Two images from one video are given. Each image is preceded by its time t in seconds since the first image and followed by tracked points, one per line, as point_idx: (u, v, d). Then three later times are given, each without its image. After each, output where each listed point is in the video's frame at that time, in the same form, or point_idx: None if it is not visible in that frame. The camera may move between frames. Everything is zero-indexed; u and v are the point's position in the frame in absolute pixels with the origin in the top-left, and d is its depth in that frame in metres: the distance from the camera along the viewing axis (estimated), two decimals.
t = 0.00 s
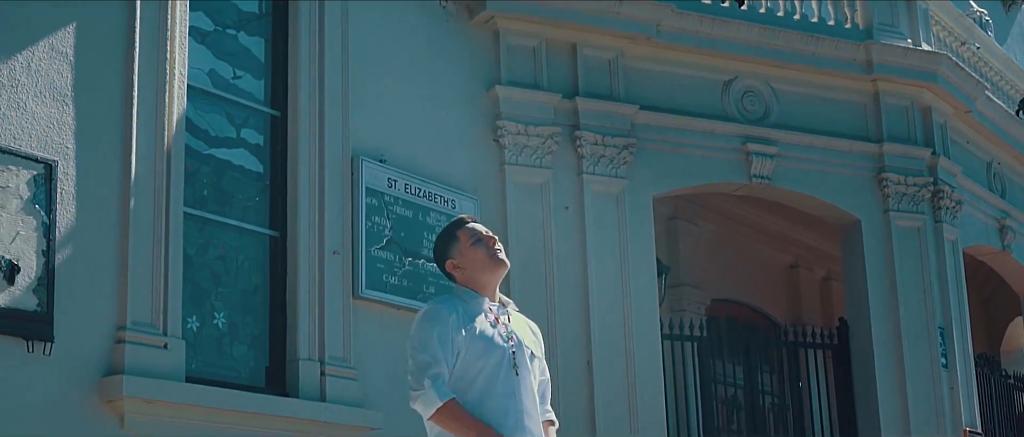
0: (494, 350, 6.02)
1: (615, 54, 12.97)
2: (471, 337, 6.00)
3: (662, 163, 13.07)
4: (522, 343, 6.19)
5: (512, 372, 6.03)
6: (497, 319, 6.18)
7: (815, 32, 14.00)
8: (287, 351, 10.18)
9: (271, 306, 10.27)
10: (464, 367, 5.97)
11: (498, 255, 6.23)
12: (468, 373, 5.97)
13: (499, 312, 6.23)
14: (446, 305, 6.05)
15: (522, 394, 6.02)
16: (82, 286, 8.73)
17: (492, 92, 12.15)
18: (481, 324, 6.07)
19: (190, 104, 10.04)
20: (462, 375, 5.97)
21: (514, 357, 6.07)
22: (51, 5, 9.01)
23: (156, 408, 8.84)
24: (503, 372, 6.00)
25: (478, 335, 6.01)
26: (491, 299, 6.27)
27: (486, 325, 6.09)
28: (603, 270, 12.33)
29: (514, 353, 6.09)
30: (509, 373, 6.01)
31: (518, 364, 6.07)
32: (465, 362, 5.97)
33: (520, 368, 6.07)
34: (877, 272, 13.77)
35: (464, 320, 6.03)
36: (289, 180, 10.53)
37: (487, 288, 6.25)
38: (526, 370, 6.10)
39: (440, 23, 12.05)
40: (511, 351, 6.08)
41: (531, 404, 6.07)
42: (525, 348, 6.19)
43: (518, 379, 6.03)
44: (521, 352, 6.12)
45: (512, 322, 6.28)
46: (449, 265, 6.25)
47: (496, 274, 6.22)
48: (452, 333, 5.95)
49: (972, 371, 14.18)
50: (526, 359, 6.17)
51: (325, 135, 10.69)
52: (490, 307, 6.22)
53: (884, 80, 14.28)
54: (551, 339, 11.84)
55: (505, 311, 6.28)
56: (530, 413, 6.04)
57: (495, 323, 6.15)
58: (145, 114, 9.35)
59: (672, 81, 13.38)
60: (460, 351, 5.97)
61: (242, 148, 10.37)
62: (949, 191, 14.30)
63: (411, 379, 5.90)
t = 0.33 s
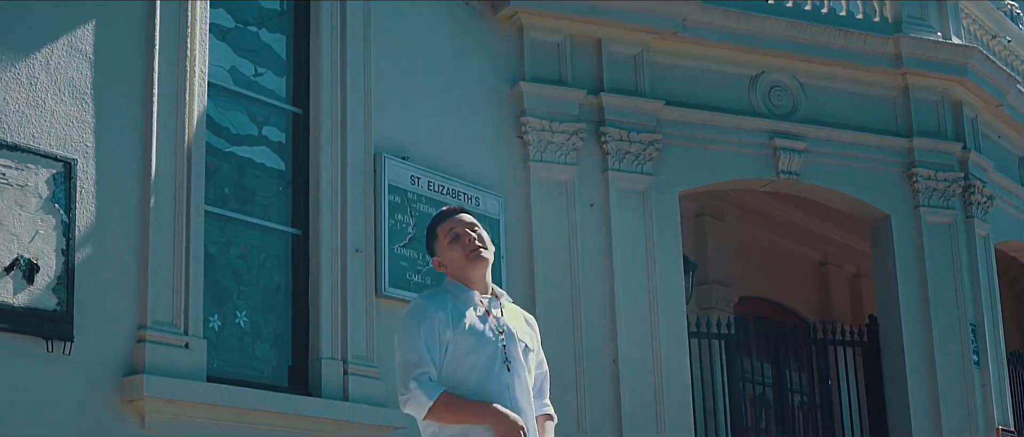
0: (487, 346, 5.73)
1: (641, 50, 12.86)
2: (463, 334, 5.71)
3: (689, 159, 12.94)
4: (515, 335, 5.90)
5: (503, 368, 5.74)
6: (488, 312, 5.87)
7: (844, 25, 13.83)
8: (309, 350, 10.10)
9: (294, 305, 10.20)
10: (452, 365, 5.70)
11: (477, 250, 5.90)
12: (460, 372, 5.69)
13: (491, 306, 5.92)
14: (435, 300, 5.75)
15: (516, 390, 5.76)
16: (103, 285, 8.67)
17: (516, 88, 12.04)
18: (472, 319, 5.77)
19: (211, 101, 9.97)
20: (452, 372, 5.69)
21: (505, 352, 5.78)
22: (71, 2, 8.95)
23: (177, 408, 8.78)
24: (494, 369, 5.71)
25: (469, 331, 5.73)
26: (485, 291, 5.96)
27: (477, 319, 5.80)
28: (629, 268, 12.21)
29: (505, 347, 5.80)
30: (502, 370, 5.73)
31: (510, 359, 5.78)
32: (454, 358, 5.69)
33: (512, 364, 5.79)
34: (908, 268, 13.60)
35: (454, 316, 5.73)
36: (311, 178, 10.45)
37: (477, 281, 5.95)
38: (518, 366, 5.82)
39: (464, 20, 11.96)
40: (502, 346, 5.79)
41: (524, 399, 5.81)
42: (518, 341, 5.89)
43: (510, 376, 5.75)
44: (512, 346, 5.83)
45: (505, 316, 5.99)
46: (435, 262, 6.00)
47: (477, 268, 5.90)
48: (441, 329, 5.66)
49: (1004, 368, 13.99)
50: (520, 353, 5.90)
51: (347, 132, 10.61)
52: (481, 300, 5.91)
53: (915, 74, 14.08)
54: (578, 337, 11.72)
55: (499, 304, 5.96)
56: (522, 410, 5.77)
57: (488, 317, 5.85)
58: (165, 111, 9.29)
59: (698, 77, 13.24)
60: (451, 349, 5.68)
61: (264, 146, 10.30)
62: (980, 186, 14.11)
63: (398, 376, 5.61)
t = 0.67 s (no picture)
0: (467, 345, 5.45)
1: (663, 44, 12.74)
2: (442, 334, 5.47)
3: (712, 154, 12.83)
4: (509, 328, 5.54)
5: (485, 368, 5.42)
6: (478, 308, 5.57)
7: (869, 19, 13.67)
8: (329, 347, 10.05)
9: (313, 303, 10.14)
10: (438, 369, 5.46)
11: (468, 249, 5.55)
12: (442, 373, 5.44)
13: (484, 301, 5.60)
14: (418, 304, 5.56)
15: (502, 390, 5.40)
16: (121, 282, 8.63)
17: (537, 84, 11.96)
18: (455, 318, 5.52)
19: (230, 97, 9.92)
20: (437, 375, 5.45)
21: (490, 350, 5.45)
22: None
23: (195, 406, 8.73)
24: (475, 371, 5.41)
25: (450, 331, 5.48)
26: (481, 288, 5.63)
27: (463, 317, 5.53)
28: (651, 264, 12.11)
29: (491, 344, 5.46)
30: (483, 371, 5.42)
31: (494, 356, 5.44)
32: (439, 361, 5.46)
33: (498, 361, 5.44)
34: (934, 264, 13.45)
35: (436, 317, 5.51)
36: (330, 175, 10.39)
37: (472, 279, 5.61)
38: (508, 362, 5.46)
39: (484, 14, 11.89)
40: (486, 343, 5.47)
41: (517, 396, 5.44)
42: (512, 334, 5.53)
43: (492, 375, 5.41)
44: (501, 341, 5.48)
45: (503, 308, 5.61)
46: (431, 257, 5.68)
47: (469, 266, 5.55)
48: (421, 333, 5.47)
49: None
50: (514, 346, 5.50)
51: (366, 128, 10.55)
52: (473, 297, 5.59)
53: (941, 67, 13.91)
54: (599, 334, 11.64)
55: (495, 298, 5.62)
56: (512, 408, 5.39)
57: (476, 312, 5.56)
58: (182, 107, 9.24)
59: (721, 71, 13.11)
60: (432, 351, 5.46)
61: (283, 142, 10.24)
62: (1008, 181, 13.92)
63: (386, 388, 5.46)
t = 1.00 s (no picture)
0: (467, 342, 5.60)
1: (679, 38, 12.64)
2: (444, 333, 5.66)
3: (728, 149, 12.71)
4: (512, 322, 5.62)
5: (484, 364, 5.58)
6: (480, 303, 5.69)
7: (887, 12, 13.53)
8: (342, 345, 9.97)
9: (326, 300, 10.07)
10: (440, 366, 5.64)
11: (476, 239, 5.73)
12: (445, 372, 5.63)
13: (487, 295, 5.71)
14: (423, 303, 5.77)
15: (500, 389, 5.54)
16: (131, 279, 8.57)
17: (551, 79, 11.86)
18: (457, 315, 5.69)
19: (241, 93, 9.85)
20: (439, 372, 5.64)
21: (489, 346, 5.58)
22: None
23: (207, 403, 8.66)
24: (474, 367, 5.58)
25: (450, 329, 5.65)
26: (486, 281, 5.77)
27: (463, 314, 5.69)
28: (667, 260, 12.01)
29: (490, 340, 5.59)
30: (482, 370, 5.57)
31: (494, 352, 5.57)
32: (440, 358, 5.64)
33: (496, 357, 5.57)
34: (954, 259, 13.30)
35: (436, 316, 5.71)
36: (343, 171, 10.31)
37: (478, 270, 5.78)
38: (509, 357, 5.57)
39: (497, 9, 11.80)
40: (487, 339, 5.59)
41: (518, 391, 5.55)
42: (515, 328, 5.61)
43: (491, 371, 5.56)
44: (502, 336, 5.59)
45: (509, 301, 5.69)
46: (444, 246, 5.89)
47: (474, 256, 5.73)
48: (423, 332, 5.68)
49: None
50: (517, 340, 5.59)
51: (379, 124, 10.46)
52: (476, 290, 5.73)
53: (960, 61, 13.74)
54: (614, 330, 11.55)
55: (499, 291, 5.73)
56: (512, 404, 5.52)
57: (478, 307, 5.69)
58: (193, 103, 9.17)
59: (737, 65, 13.00)
60: (434, 351, 5.65)
61: (295, 138, 10.17)
62: None
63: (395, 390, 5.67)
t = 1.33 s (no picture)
0: (492, 334, 5.68)
1: (698, 33, 12.53)
2: (472, 326, 5.75)
3: (749, 145, 12.60)
4: (539, 315, 5.67)
5: (509, 358, 5.64)
6: (508, 294, 5.76)
7: (908, 6, 13.42)
8: (360, 344, 9.91)
9: (344, 299, 10.01)
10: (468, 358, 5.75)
11: (511, 228, 5.80)
12: (473, 365, 5.73)
13: (518, 287, 5.78)
14: (455, 295, 5.86)
15: (523, 384, 5.59)
16: (146, 279, 8.53)
17: (569, 75, 11.77)
18: (485, 307, 5.76)
19: (256, 92, 9.81)
20: (468, 365, 5.74)
21: (514, 339, 5.65)
22: None
23: (223, 403, 8.61)
24: (499, 360, 5.66)
25: (478, 320, 5.74)
26: (518, 272, 5.84)
27: (491, 305, 5.76)
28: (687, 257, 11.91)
29: (516, 333, 5.65)
30: (507, 363, 5.64)
31: (519, 344, 5.63)
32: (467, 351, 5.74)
33: (521, 349, 5.62)
34: (977, 254, 13.16)
35: (466, 308, 5.79)
36: (360, 170, 10.25)
37: (511, 260, 5.84)
38: (534, 351, 5.62)
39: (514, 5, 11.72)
40: (512, 332, 5.66)
41: (544, 386, 5.60)
42: (542, 321, 5.65)
43: (515, 364, 5.62)
44: (527, 330, 5.64)
45: (538, 292, 5.74)
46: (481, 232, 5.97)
47: (508, 246, 5.80)
48: (451, 325, 5.80)
49: None
50: (543, 333, 5.64)
51: (395, 122, 10.39)
52: (507, 281, 5.80)
53: (982, 55, 13.59)
54: (634, 328, 11.48)
55: (530, 281, 5.79)
56: (536, 399, 5.58)
57: (506, 299, 5.75)
58: (208, 102, 9.12)
59: (757, 60, 12.89)
60: (462, 343, 5.76)
61: (311, 137, 10.11)
62: None
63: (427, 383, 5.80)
